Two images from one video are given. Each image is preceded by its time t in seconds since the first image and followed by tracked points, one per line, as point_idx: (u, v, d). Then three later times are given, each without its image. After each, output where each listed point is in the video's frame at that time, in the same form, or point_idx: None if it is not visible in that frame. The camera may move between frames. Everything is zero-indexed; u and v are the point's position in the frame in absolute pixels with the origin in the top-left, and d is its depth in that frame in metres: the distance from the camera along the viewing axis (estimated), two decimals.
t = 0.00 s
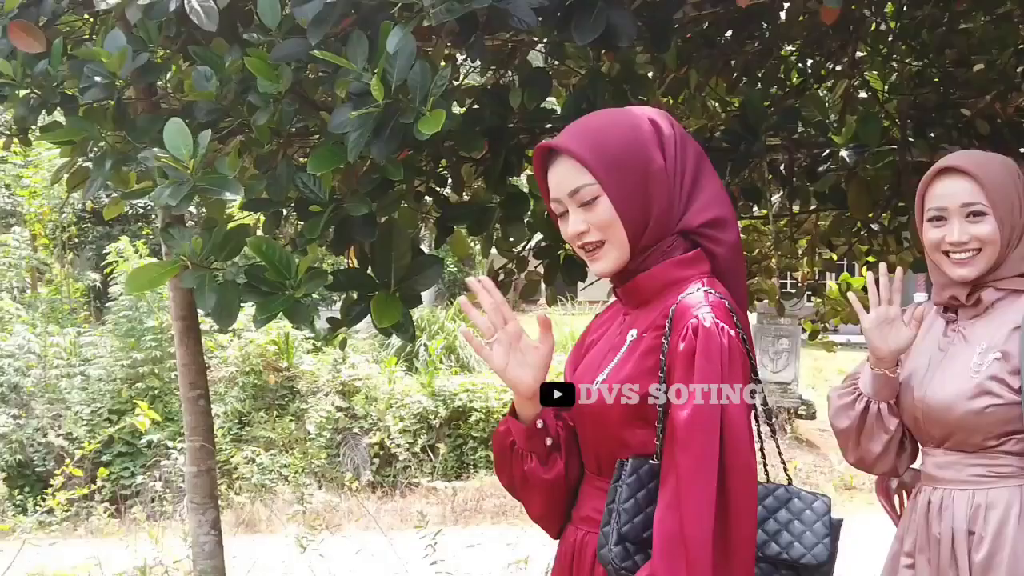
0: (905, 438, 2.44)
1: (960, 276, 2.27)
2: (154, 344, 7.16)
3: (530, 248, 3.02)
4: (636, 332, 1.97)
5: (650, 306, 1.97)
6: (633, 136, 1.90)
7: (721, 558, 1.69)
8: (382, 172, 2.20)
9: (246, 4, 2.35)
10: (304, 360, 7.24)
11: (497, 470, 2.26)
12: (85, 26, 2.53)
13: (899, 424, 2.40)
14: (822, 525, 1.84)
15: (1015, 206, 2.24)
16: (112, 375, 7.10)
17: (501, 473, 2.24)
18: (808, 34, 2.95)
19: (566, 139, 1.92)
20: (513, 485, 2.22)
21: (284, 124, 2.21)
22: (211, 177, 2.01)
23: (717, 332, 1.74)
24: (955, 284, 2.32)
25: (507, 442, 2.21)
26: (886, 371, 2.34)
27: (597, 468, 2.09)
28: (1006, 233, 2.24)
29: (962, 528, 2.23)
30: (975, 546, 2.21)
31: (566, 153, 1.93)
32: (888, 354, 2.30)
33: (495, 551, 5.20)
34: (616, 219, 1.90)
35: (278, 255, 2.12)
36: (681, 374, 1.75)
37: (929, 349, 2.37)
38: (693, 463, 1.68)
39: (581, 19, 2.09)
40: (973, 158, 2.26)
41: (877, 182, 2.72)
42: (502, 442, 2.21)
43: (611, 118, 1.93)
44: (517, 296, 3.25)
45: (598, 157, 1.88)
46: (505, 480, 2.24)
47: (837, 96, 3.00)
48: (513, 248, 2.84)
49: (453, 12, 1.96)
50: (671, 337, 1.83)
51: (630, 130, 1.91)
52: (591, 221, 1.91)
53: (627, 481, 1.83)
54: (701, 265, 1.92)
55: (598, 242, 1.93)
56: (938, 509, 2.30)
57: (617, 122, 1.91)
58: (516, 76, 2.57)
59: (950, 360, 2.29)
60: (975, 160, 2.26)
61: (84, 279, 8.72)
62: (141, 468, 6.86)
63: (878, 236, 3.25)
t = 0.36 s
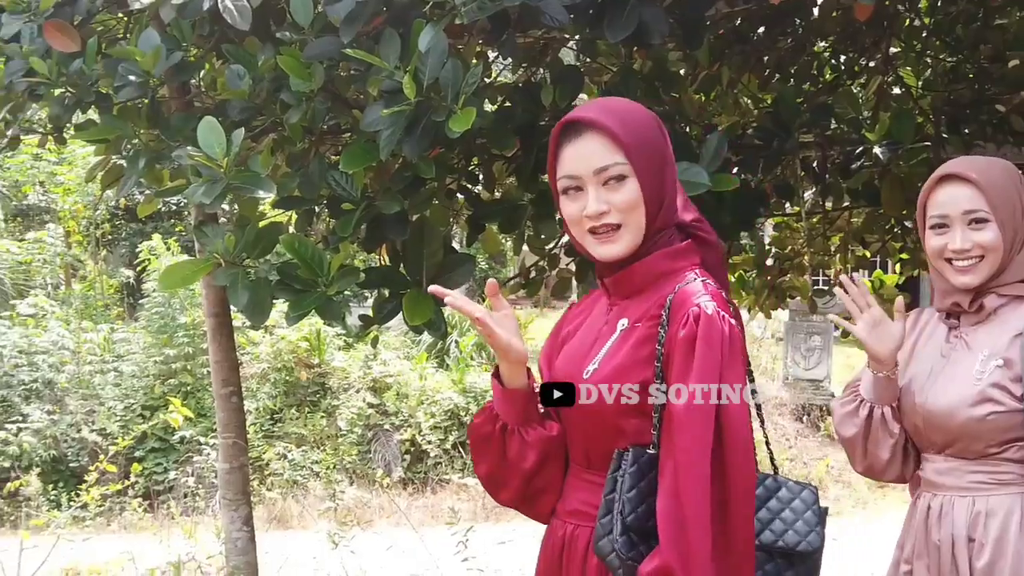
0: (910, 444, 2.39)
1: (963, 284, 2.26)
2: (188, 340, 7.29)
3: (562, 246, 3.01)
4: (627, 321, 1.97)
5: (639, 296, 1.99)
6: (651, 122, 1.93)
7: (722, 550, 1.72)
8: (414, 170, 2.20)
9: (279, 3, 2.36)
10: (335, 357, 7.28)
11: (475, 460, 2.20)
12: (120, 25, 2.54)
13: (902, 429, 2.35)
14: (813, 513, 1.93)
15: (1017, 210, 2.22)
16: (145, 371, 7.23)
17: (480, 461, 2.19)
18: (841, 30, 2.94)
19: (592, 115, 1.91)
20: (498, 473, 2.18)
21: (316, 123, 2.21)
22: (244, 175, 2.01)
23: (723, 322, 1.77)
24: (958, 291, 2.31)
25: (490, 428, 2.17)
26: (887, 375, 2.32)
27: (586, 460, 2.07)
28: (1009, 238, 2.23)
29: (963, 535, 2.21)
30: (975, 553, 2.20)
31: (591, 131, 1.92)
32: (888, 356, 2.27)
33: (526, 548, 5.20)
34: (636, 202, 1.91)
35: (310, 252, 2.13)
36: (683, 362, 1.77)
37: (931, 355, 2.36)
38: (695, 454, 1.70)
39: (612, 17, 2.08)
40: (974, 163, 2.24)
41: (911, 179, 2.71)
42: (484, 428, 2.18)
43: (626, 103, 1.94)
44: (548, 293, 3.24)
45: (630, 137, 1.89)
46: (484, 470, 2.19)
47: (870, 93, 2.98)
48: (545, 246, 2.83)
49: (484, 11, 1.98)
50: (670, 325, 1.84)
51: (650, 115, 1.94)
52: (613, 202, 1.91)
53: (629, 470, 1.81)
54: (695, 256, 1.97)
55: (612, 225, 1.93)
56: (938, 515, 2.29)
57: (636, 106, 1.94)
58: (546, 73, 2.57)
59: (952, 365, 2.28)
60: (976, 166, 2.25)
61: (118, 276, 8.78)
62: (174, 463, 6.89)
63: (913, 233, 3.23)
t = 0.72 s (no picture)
0: (905, 451, 2.27)
1: (957, 291, 2.16)
2: (218, 337, 7.29)
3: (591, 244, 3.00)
4: (627, 316, 1.93)
5: (634, 291, 1.96)
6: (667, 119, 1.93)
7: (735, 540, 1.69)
8: (443, 167, 2.20)
9: (309, 1, 2.36)
10: (365, 354, 7.30)
11: (453, 450, 2.11)
12: (152, 24, 2.55)
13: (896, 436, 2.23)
14: (818, 503, 1.88)
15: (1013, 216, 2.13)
16: (177, 367, 7.27)
17: (457, 451, 2.10)
18: (873, 27, 2.92)
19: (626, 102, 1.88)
20: (477, 467, 2.10)
21: (347, 121, 2.21)
22: (276, 173, 2.02)
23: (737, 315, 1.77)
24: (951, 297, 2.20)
25: (472, 421, 2.08)
26: (881, 381, 2.21)
27: (584, 455, 1.98)
28: (1003, 244, 2.13)
29: (951, 542, 2.09)
30: (963, 561, 2.08)
31: (623, 120, 1.88)
32: (882, 362, 2.19)
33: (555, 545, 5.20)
34: (659, 196, 1.90)
35: (340, 250, 2.14)
36: (699, 354, 1.74)
37: (926, 359, 2.24)
38: (706, 443, 1.68)
39: (643, 15, 2.08)
40: (969, 168, 2.15)
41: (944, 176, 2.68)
42: (466, 420, 2.09)
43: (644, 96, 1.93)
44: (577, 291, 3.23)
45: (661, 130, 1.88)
46: (464, 461, 2.10)
47: (902, 89, 2.95)
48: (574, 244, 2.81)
49: (513, 9, 1.99)
50: (679, 317, 1.81)
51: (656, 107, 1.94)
52: (643, 193, 1.87)
53: (638, 460, 1.76)
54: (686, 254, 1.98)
55: (635, 216, 1.89)
56: (925, 520, 2.17)
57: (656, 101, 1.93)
58: (576, 71, 2.56)
59: (945, 370, 2.17)
60: (971, 170, 2.16)
61: (150, 273, 8.84)
62: (204, 459, 6.92)
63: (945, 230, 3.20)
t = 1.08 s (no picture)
0: (891, 451, 2.24)
1: (946, 292, 2.11)
2: (247, 335, 7.28)
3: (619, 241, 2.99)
4: (631, 309, 1.76)
5: (630, 286, 1.80)
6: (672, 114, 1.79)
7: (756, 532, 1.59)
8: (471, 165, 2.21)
9: None
10: (393, 351, 7.31)
11: (426, 446, 1.82)
12: (182, 23, 2.56)
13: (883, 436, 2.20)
14: (824, 494, 1.82)
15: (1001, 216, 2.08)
16: (206, 364, 7.29)
17: (431, 448, 1.81)
18: (903, 24, 2.90)
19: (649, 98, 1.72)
20: (452, 466, 1.81)
21: (376, 119, 2.22)
22: (305, 172, 2.03)
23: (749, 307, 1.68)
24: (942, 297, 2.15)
25: (455, 418, 1.79)
26: (865, 382, 2.17)
27: (588, 450, 1.79)
28: (992, 246, 2.08)
29: (935, 540, 2.04)
30: (947, 559, 2.03)
31: (645, 116, 1.72)
32: (868, 364, 2.14)
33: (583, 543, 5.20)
34: (668, 196, 1.76)
35: (369, 248, 2.13)
36: (721, 351, 1.63)
37: (913, 358, 2.19)
38: (740, 433, 1.56)
39: (672, 14, 2.07)
40: (955, 169, 2.10)
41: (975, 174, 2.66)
42: (447, 416, 1.79)
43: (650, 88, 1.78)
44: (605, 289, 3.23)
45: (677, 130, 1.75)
46: (440, 456, 1.80)
47: (933, 86, 2.93)
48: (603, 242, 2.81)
49: (541, 7, 2.00)
50: (689, 310, 1.69)
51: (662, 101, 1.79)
52: (662, 192, 1.73)
53: (648, 449, 1.65)
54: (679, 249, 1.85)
55: (653, 216, 1.73)
56: (909, 517, 2.12)
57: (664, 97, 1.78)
58: (605, 69, 2.56)
59: (932, 368, 2.11)
60: (958, 171, 2.11)
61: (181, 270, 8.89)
62: (233, 456, 6.95)
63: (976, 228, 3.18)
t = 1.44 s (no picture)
0: (881, 446, 2.20)
1: (936, 300, 2.07)
2: (271, 332, 7.31)
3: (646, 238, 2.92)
4: (627, 307, 1.76)
5: (623, 283, 1.80)
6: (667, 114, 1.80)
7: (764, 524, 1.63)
8: (495, 164, 2.20)
9: None
10: (417, 349, 7.32)
11: (407, 451, 1.76)
12: (207, 23, 2.57)
13: (872, 429, 2.16)
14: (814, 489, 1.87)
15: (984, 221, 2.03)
16: (231, 362, 7.32)
17: (411, 454, 1.76)
18: (929, 21, 2.88)
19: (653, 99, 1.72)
20: (434, 473, 1.75)
21: (400, 118, 2.22)
22: (331, 172, 2.03)
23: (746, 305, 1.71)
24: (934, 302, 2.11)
25: (443, 427, 1.73)
26: (852, 375, 2.13)
27: (586, 450, 1.77)
28: (978, 252, 2.03)
29: (934, 541, 2.00)
30: (946, 560, 1.99)
31: (649, 116, 1.72)
32: (853, 356, 2.11)
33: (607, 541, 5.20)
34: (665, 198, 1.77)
35: (393, 248, 2.13)
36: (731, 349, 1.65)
37: (905, 356, 2.14)
38: (762, 429, 1.61)
39: (697, 12, 2.06)
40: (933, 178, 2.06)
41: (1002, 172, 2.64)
42: (434, 423, 1.73)
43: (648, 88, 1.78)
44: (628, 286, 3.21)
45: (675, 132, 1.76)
46: (423, 462, 1.74)
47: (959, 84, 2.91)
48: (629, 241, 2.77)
49: (567, 6, 1.98)
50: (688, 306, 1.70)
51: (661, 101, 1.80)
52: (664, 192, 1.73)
53: (658, 445, 1.66)
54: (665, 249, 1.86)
55: (653, 215, 1.73)
56: (908, 518, 2.08)
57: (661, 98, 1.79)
58: (629, 67, 2.55)
59: (927, 365, 2.07)
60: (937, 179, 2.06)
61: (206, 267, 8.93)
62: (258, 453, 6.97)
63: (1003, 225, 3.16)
